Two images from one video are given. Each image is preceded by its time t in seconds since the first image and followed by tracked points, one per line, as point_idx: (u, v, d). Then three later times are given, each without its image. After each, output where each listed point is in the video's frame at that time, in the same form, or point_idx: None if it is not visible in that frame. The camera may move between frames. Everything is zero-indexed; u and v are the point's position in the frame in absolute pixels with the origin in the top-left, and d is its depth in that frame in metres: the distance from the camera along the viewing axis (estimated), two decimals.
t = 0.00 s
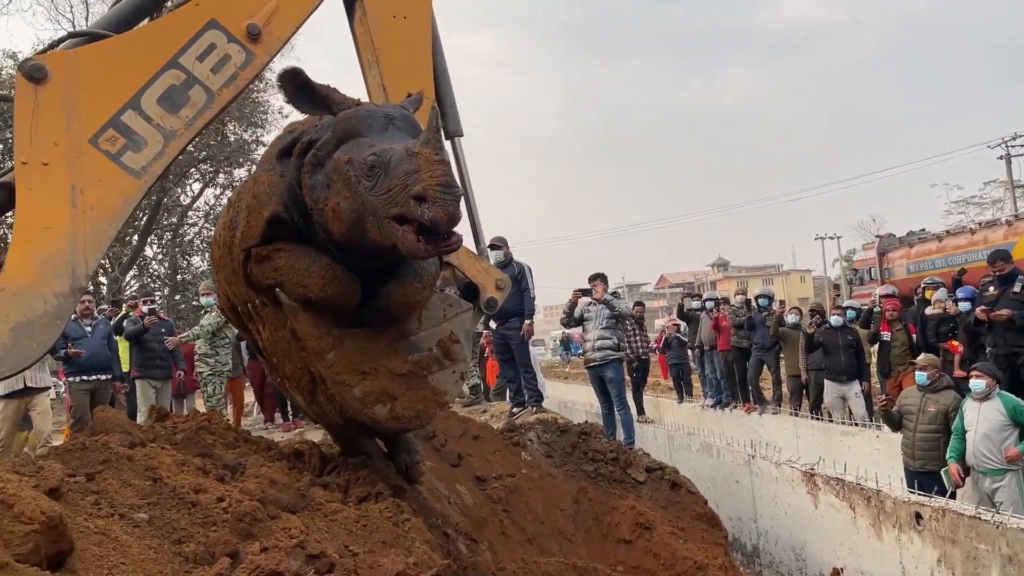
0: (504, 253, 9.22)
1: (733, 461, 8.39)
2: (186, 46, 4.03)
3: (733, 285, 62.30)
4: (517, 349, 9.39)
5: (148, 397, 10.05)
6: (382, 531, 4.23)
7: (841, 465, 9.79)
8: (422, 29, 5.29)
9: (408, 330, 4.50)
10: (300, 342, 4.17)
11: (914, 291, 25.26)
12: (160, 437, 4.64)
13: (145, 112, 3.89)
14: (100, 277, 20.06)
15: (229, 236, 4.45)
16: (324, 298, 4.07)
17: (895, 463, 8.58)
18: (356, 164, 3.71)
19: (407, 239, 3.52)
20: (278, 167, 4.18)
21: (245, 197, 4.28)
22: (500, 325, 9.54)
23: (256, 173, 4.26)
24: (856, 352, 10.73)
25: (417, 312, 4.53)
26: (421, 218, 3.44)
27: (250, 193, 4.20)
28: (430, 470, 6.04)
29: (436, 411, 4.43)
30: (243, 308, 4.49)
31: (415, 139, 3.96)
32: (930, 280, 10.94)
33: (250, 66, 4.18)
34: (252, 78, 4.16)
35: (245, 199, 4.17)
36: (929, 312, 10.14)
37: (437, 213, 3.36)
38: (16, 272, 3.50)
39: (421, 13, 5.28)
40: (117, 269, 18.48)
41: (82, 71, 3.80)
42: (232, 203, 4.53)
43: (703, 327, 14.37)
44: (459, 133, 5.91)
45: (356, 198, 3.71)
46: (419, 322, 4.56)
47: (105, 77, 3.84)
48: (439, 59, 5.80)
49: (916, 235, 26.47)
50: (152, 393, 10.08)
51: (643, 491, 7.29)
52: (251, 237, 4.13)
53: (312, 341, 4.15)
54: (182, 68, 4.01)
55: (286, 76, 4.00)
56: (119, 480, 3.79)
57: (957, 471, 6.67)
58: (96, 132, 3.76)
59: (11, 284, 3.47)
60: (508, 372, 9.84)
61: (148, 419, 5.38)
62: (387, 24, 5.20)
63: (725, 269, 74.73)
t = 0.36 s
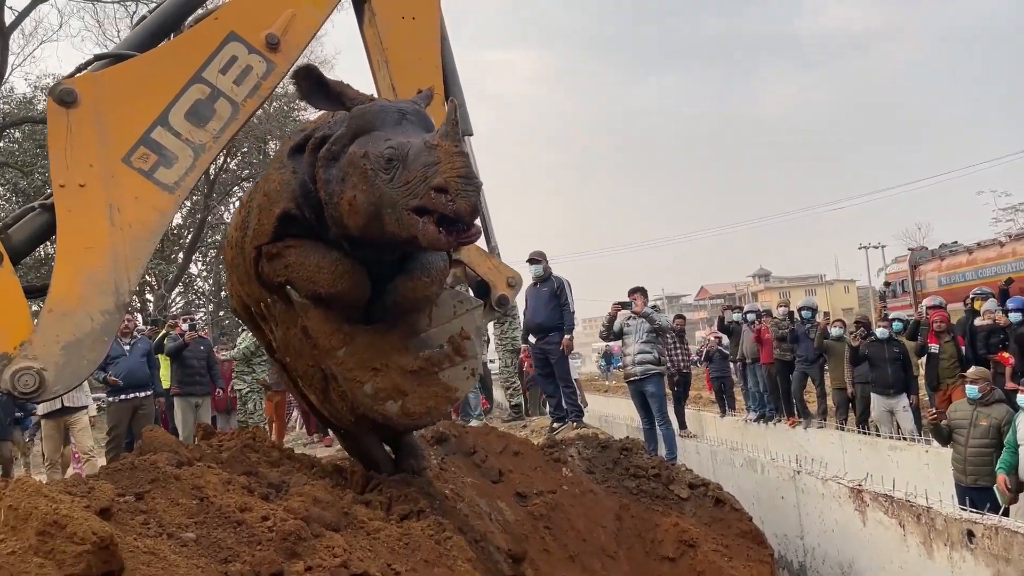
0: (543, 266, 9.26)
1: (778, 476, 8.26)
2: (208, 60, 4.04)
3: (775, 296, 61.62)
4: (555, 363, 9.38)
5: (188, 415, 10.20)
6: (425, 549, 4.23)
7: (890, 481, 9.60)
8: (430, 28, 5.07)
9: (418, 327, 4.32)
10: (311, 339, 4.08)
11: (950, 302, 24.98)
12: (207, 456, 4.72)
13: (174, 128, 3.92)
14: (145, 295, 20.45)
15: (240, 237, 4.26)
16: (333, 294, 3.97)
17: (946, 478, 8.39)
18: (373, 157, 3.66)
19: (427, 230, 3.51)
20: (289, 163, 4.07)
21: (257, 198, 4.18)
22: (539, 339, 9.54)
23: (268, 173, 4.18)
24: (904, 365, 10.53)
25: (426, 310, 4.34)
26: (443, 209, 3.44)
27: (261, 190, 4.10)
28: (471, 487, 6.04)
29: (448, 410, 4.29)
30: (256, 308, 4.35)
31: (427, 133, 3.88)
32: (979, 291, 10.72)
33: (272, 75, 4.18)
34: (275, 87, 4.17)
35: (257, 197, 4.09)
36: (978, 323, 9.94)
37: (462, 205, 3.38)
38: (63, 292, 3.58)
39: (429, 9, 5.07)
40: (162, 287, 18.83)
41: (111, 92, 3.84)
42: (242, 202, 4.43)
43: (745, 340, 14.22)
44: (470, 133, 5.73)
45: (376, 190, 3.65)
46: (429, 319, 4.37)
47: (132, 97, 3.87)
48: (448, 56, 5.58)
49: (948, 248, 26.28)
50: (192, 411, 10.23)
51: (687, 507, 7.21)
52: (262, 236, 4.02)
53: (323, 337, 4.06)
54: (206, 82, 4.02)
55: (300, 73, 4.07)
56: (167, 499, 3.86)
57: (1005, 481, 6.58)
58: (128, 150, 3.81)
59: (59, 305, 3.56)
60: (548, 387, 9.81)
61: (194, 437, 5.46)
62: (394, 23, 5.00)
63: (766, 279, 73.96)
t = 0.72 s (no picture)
0: (580, 279, 9.27)
1: (821, 492, 8.12)
2: (237, 74, 4.10)
3: (815, 307, 60.83)
4: (593, 378, 9.36)
5: (224, 430, 10.34)
6: (466, 566, 4.23)
7: (936, 496, 9.38)
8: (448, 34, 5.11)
9: (431, 330, 4.30)
10: (321, 342, 4.07)
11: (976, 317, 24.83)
12: (250, 472, 4.77)
13: (206, 143, 3.99)
14: (186, 310, 20.79)
15: (256, 241, 4.30)
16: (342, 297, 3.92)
17: (994, 492, 8.18)
18: (383, 157, 3.64)
19: (437, 229, 3.47)
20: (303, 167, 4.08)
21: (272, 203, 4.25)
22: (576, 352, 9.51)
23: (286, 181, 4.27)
24: (950, 377, 10.31)
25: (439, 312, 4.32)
26: (453, 207, 3.39)
27: (275, 194, 4.13)
28: (509, 502, 6.03)
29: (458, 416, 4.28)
30: (271, 312, 4.37)
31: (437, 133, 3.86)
32: None
33: (299, 87, 4.25)
34: (302, 99, 4.24)
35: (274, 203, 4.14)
36: None
37: (471, 201, 3.32)
38: (106, 310, 3.65)
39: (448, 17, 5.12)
40: (202, 303, 19.12)
41: (145, 110, 3.90)
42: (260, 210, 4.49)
43: (786, 353, 14.05)
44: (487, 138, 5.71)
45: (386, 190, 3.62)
46: (441, 323, 4.34)
47: (166, 115, 3.93)
48: (466, 62, 5.60)
49: (978, 260, 25.94)
50: (228, 426, 10.37)
51: (728, 523, 7.12)
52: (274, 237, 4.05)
53: (334, 339, 4.03)
54: (236, 97, 4.09)
55: (312, 76, 4.01)
56: (212, 516, 3.91)
57: None
58: (163, 168, 3.87)
59: (103, 323, 3.63)
60: (585, 401, 9.77)
61: (236, 453, 5.52)
62: (413, 30, 5.05)
63: (806, 289, 73.00)
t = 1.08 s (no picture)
0: (621, 291, 9.24)
1: (868, 508, 7.97)
2: (268, 86, 4.16)
3: (859, 318, 59.90)
4: (634, 394, 9.31)
5: (267, 443, 10.45)
6: None
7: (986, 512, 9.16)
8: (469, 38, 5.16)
9: (447, 332, 4.27)
10: (339, 343, 4.06)
11: (1009, 330, 24.45)
12: (296, 486, 4.82)
13: (241, 156, 4.03)
14: (229, 324, 21.13)
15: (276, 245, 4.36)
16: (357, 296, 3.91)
17: None
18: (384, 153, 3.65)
19: (430, 223, 3.46)
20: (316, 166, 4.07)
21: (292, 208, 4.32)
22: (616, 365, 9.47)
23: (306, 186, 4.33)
24: (1000, 391, 10.08)
25: (456, 312, 4.28)
26: (443, 200, 3.38)
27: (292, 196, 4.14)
28: (551, 517, 6.01)
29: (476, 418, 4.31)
30: (292, 315, 4.38)
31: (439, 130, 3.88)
32: None
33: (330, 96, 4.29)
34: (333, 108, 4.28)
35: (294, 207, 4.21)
36: None
37: (461, 194, 3.31)
38: (152, 325, 3.71)
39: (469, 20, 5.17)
40: (245, 317, 19.41)
41: (180, 127, 3.96)
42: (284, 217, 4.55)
43: (830, 365, 13.84)
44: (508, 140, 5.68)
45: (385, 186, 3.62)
46: (459, 324, 4.31)
47: (201, 130, 3.99)
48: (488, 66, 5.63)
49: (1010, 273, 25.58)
50: (272, 439, 10.48)
51: (772, 539, 7.03)
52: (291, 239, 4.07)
53: (349, 340, 4.02)
54: (268, 109, 4.14)
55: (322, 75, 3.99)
56: (261, 529, 3.96)
57: None
58: (200, 183, 3.92)
59: (149, 337, 3.68)
60: (625, 416, 9.71)
61: (281, 466, 5.58)
62: (435, 31, 5.08)
63: (848, 300, 72.00)
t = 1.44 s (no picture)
0: (655, 302, 9.18)
1: (910, 522, 7.83)
2: (288, 95, 4.20)
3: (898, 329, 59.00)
4: (670, 407, 9.25)
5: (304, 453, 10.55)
6: None
7: None
8: (479, 38, 5.20)
9: (465, 330, 4.24)
10: (359, 343, 4.10)
11: None
12: (334, 498, 4.85)
13: (266, 166, 4.07)
14: (266, 336, 21.38)
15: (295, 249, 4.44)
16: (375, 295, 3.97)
17: None
18: (400, 154, 3.73)
19: (447, 221, 3.51)
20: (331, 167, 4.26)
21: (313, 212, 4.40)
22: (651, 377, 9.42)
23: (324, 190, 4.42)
24: None
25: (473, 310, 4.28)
26: (461, 197, 3.43)
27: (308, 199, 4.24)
28: (587, 530, 5.99)
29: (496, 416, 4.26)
30: (313, 317, 4.46)
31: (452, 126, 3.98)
32: None
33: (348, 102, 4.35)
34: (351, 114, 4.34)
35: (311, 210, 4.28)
36: None
37: (478, 191, 3.36)
38: (189, 336, 3.76)
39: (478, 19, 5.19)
40: (282, 330, 19.61)
41: (204, 139, 3.98)
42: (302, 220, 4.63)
43: (869, 377, 13.62)
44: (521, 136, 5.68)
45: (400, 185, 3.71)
46: (477, 321, 4.30)
47: (225, 142, 4.02)
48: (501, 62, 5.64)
49: None
50: (309, 449, 10.58)
51: (812, 552, 6.93)
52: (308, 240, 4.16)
53: (369, 340, 4.06)
54: (289, 118, 4.18)
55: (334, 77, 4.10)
56: (300, 541, 3.98)
57: None
58: (228, 194, 3.95)
59: (186, 348, 3.74)
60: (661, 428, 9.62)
61: (319, 477, 5.62)
62: (445, 31, 5.11)
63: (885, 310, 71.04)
